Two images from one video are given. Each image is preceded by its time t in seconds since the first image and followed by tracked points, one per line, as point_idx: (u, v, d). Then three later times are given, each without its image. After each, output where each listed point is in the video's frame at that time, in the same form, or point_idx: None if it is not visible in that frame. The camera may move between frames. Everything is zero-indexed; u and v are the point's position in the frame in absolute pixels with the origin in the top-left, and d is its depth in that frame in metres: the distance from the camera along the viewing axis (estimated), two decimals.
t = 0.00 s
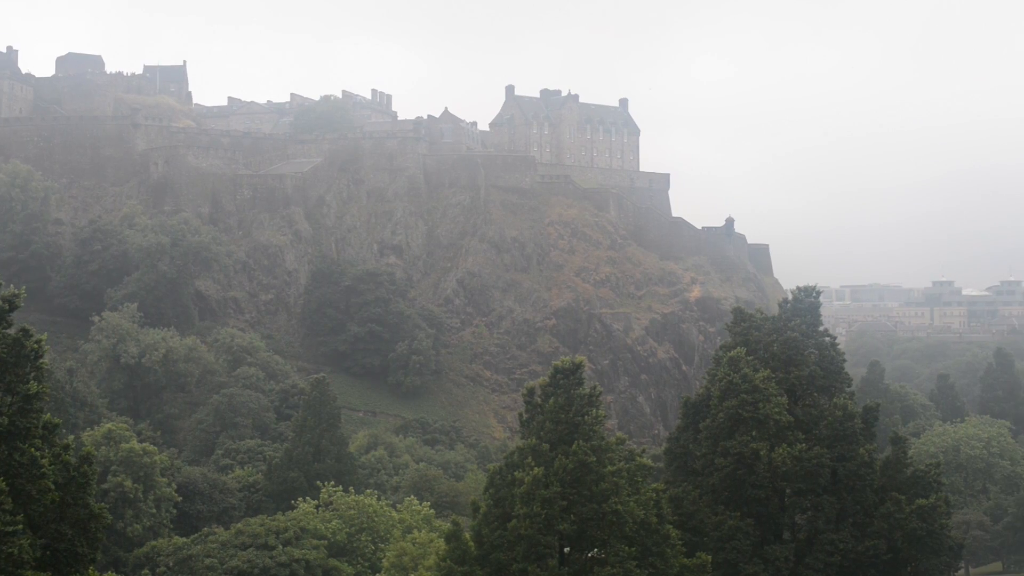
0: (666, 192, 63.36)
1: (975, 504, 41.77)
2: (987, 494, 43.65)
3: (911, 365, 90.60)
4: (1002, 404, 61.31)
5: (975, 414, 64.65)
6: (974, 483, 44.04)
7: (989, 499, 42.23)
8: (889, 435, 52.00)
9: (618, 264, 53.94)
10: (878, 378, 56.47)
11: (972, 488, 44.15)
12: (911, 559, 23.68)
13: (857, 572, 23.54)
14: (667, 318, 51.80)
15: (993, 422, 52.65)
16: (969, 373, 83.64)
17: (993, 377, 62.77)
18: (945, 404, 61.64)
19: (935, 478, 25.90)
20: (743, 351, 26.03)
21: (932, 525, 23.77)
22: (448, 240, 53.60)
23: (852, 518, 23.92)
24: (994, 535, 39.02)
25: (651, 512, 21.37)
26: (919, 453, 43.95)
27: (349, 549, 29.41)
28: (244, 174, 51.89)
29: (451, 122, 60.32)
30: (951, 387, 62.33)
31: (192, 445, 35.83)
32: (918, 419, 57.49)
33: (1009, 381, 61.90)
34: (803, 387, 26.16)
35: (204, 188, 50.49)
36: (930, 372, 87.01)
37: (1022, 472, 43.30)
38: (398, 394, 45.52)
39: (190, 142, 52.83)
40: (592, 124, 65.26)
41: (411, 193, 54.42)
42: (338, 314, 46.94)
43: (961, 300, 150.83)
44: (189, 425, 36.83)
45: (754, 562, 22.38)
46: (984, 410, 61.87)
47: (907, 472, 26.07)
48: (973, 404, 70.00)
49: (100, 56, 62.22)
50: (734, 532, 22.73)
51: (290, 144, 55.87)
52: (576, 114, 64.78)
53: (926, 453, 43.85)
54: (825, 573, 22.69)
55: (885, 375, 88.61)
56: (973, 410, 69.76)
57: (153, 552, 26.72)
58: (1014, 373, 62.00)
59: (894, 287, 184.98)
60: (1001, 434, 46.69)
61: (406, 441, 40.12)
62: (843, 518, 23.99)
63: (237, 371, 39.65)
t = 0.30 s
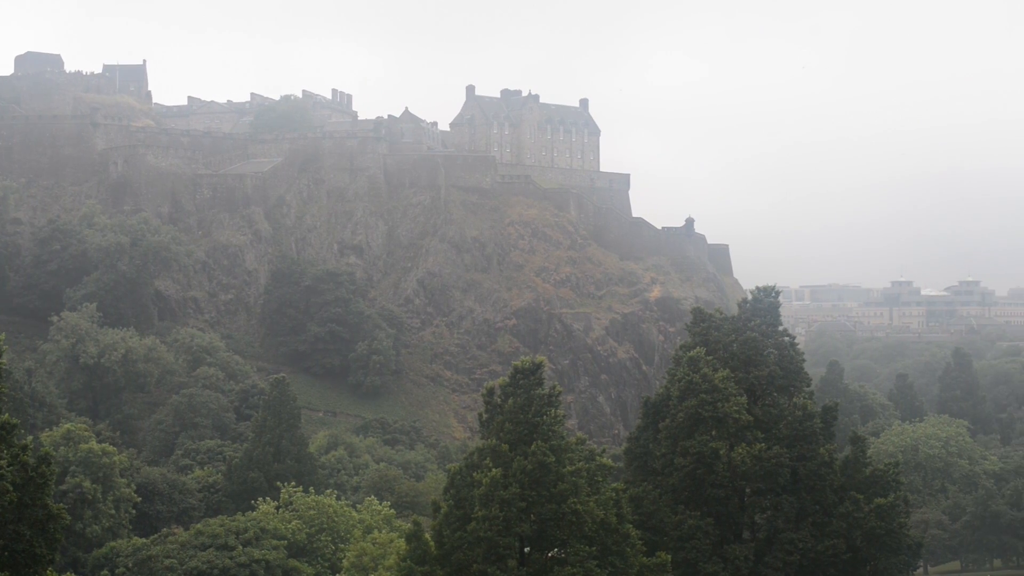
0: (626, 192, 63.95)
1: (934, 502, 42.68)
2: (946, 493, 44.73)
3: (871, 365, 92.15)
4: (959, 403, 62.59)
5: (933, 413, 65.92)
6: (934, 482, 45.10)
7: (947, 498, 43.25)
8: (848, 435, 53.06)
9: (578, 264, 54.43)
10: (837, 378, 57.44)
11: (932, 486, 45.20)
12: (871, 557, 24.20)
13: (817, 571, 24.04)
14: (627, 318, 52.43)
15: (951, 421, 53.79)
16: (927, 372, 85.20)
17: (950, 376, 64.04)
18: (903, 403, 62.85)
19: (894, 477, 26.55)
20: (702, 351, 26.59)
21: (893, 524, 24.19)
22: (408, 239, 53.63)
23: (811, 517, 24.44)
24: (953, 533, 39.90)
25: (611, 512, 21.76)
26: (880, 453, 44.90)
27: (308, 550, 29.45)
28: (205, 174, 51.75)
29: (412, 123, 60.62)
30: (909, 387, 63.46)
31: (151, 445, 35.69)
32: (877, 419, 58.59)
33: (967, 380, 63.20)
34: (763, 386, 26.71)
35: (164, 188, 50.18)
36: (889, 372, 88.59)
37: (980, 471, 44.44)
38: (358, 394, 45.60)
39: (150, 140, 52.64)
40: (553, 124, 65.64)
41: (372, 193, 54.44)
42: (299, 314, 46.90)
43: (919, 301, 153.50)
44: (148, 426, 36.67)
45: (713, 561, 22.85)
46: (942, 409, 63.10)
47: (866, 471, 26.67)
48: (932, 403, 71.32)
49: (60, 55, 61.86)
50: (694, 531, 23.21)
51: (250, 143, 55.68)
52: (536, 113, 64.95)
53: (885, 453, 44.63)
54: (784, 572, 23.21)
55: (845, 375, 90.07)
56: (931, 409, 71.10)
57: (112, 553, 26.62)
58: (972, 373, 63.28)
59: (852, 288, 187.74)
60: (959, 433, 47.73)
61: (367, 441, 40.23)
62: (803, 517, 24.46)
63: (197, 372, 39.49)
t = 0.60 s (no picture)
0: (587, 192, 64.53)
1: (893, 503, 43.63)
2: (906, 492, 45.90)
3: (831, 365, 93.56)
4: (919, 403, 63.88)
5: (893, 413, 67.17)
6: (894, 482, 46.18)
7: (907, 498, 44.28)
8: (809, 435, 54.08)
9: (539, 264, 54.84)
10: (798, 378, 58.40)
11: (893, 486, 46.30)
12: (831, 557, 24.79)
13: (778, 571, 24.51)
14: (588, 318, 52.97)
15: (912, 421, 54.87)
16: (887, 372, 86.71)
17: (910, 376, 65.28)
18: (863, 402, 63.98)
19: (854, 477, 27.13)
20: (663, 351, 27.17)
21: (851, 523, 24.76)
22: (369, 239, 53.65)
23: (772, 517, 24.92)
24: (914, 533, 40.75)
25: (572, 512, 22.19)
26: (841, 453, 45.77)
27: (270, 550, 29.50)
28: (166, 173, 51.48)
29: (373, 122, 60.69)
30: (870, 387, 64.51)
31: (111, 445, 35.55)
32: (838, 418, 59.75)
33: (926, 380, 64.55)
34: (724, 387, 27.32)
35: (124, 187, 50.04)
36: (849, 372, 90.07)
37: (939, 470, 45.52)
38: (319, 395, 45.65)
39: (110, 140, 52.14)
40: (514, 124, 66.02)
41: (333, 193, 54.38)
42: (260, 314, 46.83)
43: (877, 301, 156.03)
44: (108, 426, 36.51)
45: (674, 560, 23.31)
46: (902, 409, 64.32)
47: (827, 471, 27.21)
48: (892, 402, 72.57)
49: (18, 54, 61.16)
50: (655, 530, 23.66)
51: (210, 143, 55.25)
52: (497, 114, 65.48)
53: (846, 453, 45.52)
54: (745, 571, 23.74)
55: (806, 375, 91.36)
56: (890, 407, 72.46)
57: (71, 554, 26.52)
58: (931, 373, 64.64)
59: (813, 287, 190.15)
60: (919, 433, 48.80)
61: (328, 441, 40.33)
62: (764, 517, 24.92)
63: (158, 372, 39.32)
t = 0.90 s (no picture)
0: (549, 192, 64.94)
1: (854, 501, 44.53)
2: (866, 491, 46.59)
3: (792, 364, 94.87)
4: (880, 402, 65.03)
5: (853, 412, 68.24)
6: (855, 481, 46.95)
7: (868, 496, 45.17)
8: (770, 433, 55.04)
9: (501, 263, 55.16)
10: (759, 377, 59.23)
11: (853, 485, 47.06)
12: (793, 555, 25.30)
13: (740, 570, 24.89)
14: (550, 318, 53.40)
15: (873, 420, 55.84)
16: (847, 371, 88.13)
17: (870, 376, 66.37)
18: (824, 400, 65.06)
19: (817, 475, 27.57)
20: (624, 350, 27.65)
21: (811, 522, 25.30)
22: (331, 239, 53.56)
23: (734, 515, 25.29)
24: (874, 531, 41.48)
25: (534, 512, 22.54)
26: (801, 452, 47.10)
27: (231, 550, 29.51)
28: (127, 172, 51.23)
29: (334, 121, 60.83)
30: (831, 386, 65.48)
31: (72, 445, 35.43)
32: (798, 417, 60.85)
33: (887, 380, 65.79)
34: (686, 386, 27.80)
35: (85, 185, 49.95)
36: (810, 371, 91.41)
37: (899, 468, 46.18)
38: (280, 394, 45.64)
39: (70, 138, 51.66)
40: (476, 124, 66.28)
41: (294, 192, 54.23)
42: (221, 313, 46.72)
43: (837, 301, 158.32)
44: (69, 426, 36.36)
45: (635, 559, 23.76)
46: (862, 408, 65.41)
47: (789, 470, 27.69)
48: (854, 401, 73.71)
49: None
50: (617, 529, 24.09)
51: (171, 142, 54.85)
52: (459, 114, 65.77)
53: (807, 452, 46.60)
54: (707, 569, 24.12)
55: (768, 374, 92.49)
56: (850, 406, 73.67)
57: (32, 555, 26.42)
58: (891, 372, 65.84)
59: (775, 287, 192.34)
60: (879, 433, 50.09)
61: (289, 441, 40.37)
62: (726, 515, 25.27)
63: (119, 371, 39.15)
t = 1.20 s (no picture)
0: (512, 192, 65.37)
1: (816, 501, 45.47)
2: (827, 490, 47.35)
3: (754, 364, 96.21)
4: (842, 402, 66.13)
5: (815, 411, 69.39)
6: (817, 481, 47.67)
7: (829, 496, 46.09)
8: (732, 433, 56.03)
9: (463, 263, 55.49)
10: (721, 378, 60.06)
11: (815, 485, 47.69)
12: (756, 555, 25.58)
13: (703, 569, 25.34)
14: (513, 318, 53.82)
15: (834, 420, 56.86)
16: (809, 371, 89.54)
17: (832, 376, 67.56)
18: (787, 400, 65.96)
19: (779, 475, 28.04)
20: (586, 350, 28.19)
21: (773, 521, 25.67)
22: (293, 239, 53.57)
23: (696, 516, 25.85)
24: (836, 531, 42.17)
25: (497, 512, 22.97)
26: (764, 451, 48.29)
27: (193, 551, 29.58)
28: (88, 171, 50.93)
29: (297, 122, 61.13)
30: (793, 386, 66.34)
31: (33, 446, 35.34)
32: (760, 417, 61.91)
33: (848, 380, 66.96)
34: (648, 386, 28.36)
35: (45, 185, 49.64)
36: (772, 371, 92.73)
37: (860, 468, 47.25)
38: (242, 395, 45.64)
39: (31, 137, 50.89)
40: (439, 124, 66.49)
41: (257, 192, 54.17)
42: (183, 313, 46.62)
43: (799, 301, 160.52)
44: (30, 426, 36.26)
45: (597, 559, 24.21)
46: (824, 407, 66.55)
47: (751, 469, 28.21)
48: (816, 401, 75.01)
49: None
50: (579, 529, 24.52)
51: (133, 142, 54.62)
52: (421, 113, 65.95)
53: (769, 452, 47.59)
54: (669, 569, 24.64)
55: (731, 374, 93.73)
56: (812, 406, 74.88)
57: None
58: (852, 372, 67.01)
59: (738, 287, 194.38)
60: (840, 433, 51.01)
61: (252, 441, 40.41)
62: (689, 515, 25.79)
63: (80, 372, 38.99)
